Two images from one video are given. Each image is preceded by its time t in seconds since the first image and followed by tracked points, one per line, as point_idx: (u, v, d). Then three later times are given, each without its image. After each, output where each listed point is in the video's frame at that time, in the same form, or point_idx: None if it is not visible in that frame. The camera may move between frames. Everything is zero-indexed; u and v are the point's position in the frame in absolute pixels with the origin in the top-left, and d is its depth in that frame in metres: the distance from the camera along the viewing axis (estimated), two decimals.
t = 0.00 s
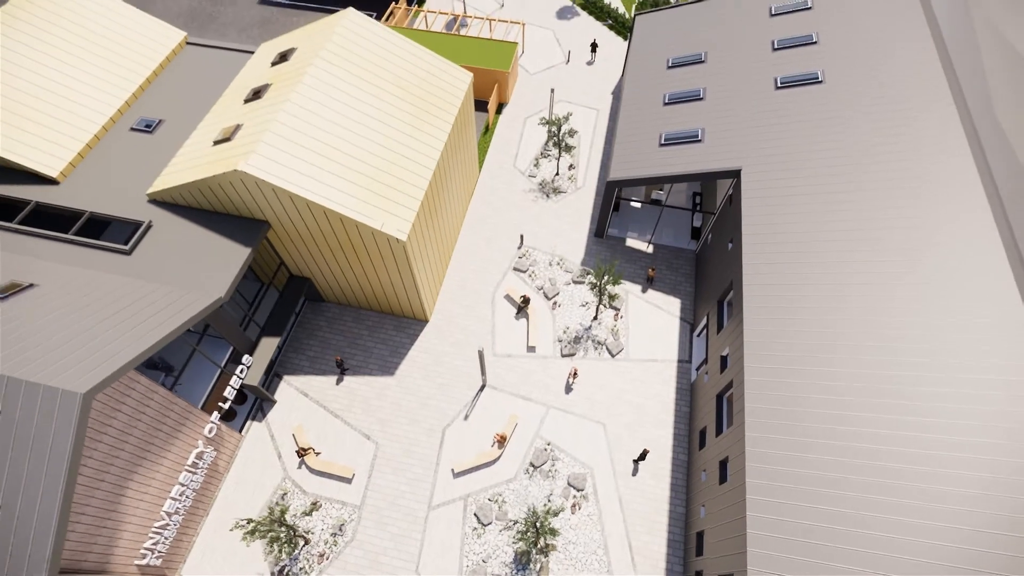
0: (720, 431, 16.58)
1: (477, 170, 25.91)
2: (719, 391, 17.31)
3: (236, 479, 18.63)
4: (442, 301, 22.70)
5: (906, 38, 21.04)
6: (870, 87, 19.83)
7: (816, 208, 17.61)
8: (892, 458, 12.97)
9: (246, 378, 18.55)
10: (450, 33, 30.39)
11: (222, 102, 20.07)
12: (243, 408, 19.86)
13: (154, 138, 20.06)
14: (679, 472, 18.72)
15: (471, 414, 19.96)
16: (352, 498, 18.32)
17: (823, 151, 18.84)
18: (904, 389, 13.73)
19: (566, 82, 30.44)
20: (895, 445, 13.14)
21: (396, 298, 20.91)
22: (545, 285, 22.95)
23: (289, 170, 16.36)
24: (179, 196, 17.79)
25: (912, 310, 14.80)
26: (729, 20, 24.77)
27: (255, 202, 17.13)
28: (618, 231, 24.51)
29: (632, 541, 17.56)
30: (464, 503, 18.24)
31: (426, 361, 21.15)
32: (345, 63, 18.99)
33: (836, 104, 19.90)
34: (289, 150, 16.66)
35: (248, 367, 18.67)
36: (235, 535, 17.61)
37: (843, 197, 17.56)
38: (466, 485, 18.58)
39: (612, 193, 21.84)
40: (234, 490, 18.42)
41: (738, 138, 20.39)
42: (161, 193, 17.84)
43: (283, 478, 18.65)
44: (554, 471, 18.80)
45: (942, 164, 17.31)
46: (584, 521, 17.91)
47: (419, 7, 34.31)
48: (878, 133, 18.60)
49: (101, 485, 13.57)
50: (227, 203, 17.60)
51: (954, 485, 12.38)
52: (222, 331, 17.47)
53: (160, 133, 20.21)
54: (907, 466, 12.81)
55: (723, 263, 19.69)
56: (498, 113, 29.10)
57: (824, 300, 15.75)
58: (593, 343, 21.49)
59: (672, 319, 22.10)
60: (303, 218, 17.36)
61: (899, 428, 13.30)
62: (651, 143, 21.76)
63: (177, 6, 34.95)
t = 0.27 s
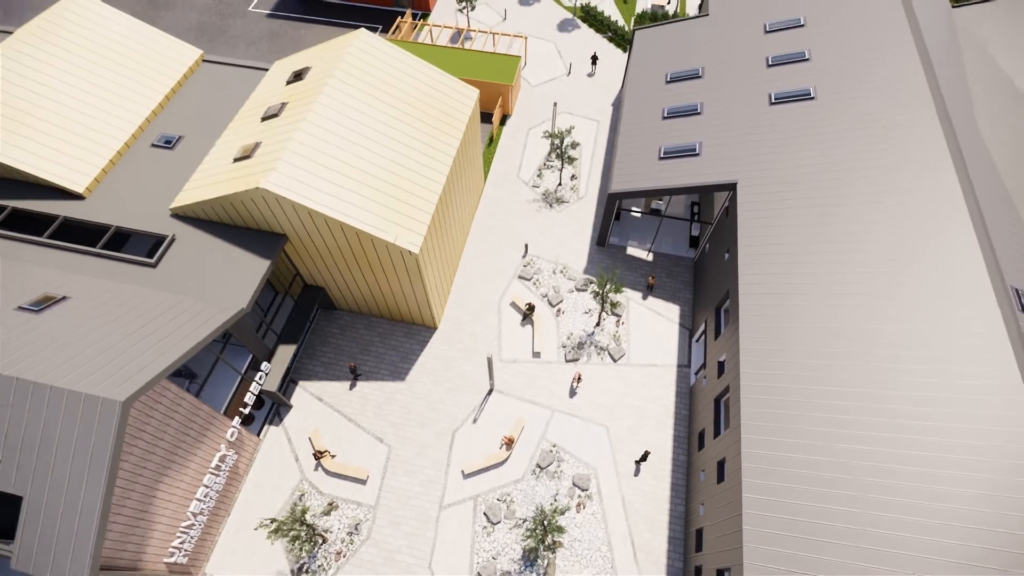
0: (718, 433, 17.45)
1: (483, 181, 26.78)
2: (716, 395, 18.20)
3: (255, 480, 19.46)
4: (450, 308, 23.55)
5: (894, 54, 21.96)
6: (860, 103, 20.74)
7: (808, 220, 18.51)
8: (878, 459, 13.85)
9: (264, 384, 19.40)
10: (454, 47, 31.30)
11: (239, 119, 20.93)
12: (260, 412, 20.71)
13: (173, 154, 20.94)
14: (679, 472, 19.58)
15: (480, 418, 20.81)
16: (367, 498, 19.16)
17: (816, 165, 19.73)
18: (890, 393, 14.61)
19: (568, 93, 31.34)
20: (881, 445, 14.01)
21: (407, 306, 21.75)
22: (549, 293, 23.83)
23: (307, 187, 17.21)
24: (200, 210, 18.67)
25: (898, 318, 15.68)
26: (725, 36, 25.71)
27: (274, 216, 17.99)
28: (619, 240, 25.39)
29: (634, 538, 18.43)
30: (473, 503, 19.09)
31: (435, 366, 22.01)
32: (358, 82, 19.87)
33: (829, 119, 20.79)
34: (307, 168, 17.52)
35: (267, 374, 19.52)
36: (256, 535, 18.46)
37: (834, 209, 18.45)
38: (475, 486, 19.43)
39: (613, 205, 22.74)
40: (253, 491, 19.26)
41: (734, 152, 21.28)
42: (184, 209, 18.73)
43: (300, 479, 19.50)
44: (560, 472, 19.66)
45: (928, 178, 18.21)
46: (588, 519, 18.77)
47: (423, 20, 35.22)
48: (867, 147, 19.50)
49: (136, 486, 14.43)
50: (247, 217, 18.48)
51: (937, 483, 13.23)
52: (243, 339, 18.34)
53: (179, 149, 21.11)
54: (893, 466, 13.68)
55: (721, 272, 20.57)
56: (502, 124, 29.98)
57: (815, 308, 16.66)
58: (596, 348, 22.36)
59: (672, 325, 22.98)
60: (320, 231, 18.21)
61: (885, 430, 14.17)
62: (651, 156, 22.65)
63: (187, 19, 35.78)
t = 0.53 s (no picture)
0: (717, 433, 18.34)
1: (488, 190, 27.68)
2: (715, 396, 19.09)
3: (274, 481, 20.30)
4: (459, 314, 24.41)
5: (884, 69, 22.90)
6: (851, 116, 21.67)
7: (801, 229, 19.43)
8: (867, 455, 14.73)
9: (282, 388, 20.24)
10: (459, 59, 32.22)
11: (256, 134, 21.80)
12: (278, 415, 21.58)
13: (192, 167, 21.79)
14: (680, 470, 20.46)
15: (488, 419, 21.68)
16: (381, 497, 20.01)
17: (809, 176, 20.63)
18: (879, 394, 15.51)
19: (569, 103, 32.26)
20: (870, 443, 14.90)
21: (417, 312, 22.62)
22: (554, 298, 24.71)
23: (325, 201, 18.09)
24: (221, 223, 19.52)
25: (887, 323, 16.59)
26: (721, 50, 26.69)
27: (292, 228, 18.87)
28: (620, 247, 26.28)
29: (638, 534, 19.30)
30: (484, 501, 19.95)
31: (445, 370, 22.87)
32: (370, 99, 20.78)
33: (821, 131, 21.72)
34: (325, 182, 18.41)
35: (285, 378, 20.36)
36: (276, 533, 19.28)
37: (826, 218, 19.36)
38: (485, 485, 20.28)
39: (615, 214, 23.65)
40: (272, 491, 20.09)
41: (731, 163, 22.20)
42: (205, 221, 19.59)
43: (318, 479, 20.34)
44: (566, 471, 20.52)
45: (915, 188, 19.12)
46: (594, 515, 19.64)
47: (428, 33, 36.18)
48: (858, 158, 20.42)
49: (168, 485, 15.27)
50: (266, 229, 19.35)
51: (922, 478, 14.12)
52: (263, 346, 19.20)
53: (198, 163, 21.95)
54: (882, 462, 14.56)
55: (719, 278, 21.48)
56: (506, 134, 30.87)
57: (808, 314, 17.59)
58: (599, 352, 23.25)
59: (672, 328, 23.88)
60: (336, 243, 19.09)
61: (874, 428, 15.07)
62: (651, 166, 23.56)
63: (197, 32, 36.66)
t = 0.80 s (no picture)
0: (717, 431, 19.22)
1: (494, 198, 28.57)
2: (715, 396, 19.99)
3: (292, 480, 21.12)
4: (467, 318, 25.26)
5: (874, 80, 23.88)
6: (843, 126, 22.62)
7: (796, 235, 20.36)
8: (858, 450, 15.65)
9: (300, 391, 21.06)
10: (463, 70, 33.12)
11: (272, 146, 22.66)
12: (294, 417, 22.42)
13: (210, 178, 22.62)
14: (682, 467, 21.34)
15: (497, 419, 22.53)
16: (395, 495, 20.84)
17: (803, 184, 21.56)
18: (870, 393, 16.41)
19: (571, 112, 33.18)
20: (861, 439, 15.83)
21: (428, 317, 23.48)
22: (558, 302, 25.59)
23: (342, 212, 18.96)
24: (241, 232, 20.36)
25: (876, 325, 17.52)
26: (718, 62, 27.66)
27: (310, 237, 19.72)
28: (622, 252, 27.18)
29: (642, 528, 20.16)
30: (494, 498, 20.79)
31: (454, 372, 23.72)
32: (382, 112, 21.71)
33: (814, 141, 22.65)
34: (341, 194, 19.29)
35: (302, 381, 21.17)
36: (295, 530, 20.10)
37: (819, 225, 20.28)
38: (495, 482, 21.12)
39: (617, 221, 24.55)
40: (291, 490, 20.90)
41: (728, 171, 23.13)
42: (225, 231, 20.43)
43: (334, 478, 21.17)
44: (572, 468, 21.38)
45: (904, 196, 20.06)
46: (600, 511, 20.49)
47: (432, 44, 37.10)
48: (849, 167, 21.35)
49: (198, 483, 16.11)
50: (284, 238, 20.20)
51: (909, 470, 15.04)
52: (282, 350, 20.04)
53: (216, 174, 22.79)
54: (872, 456, 15.47)
55: (718, 283, 22.39)
56: (510, 142, 31.76)
57: (802, 317, 18.51)
58: (603, 354, 24.13)
59: (673, 330, 24.77)
60: (352, 251, 19.95)
61: (865, 425, 15.99)
62: (651, 175, 24.47)
63: (206, 43, 37.51)
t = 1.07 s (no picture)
0: (718, 427, 20.11)
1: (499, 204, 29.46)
2: (715, 394, 20.90)
3: (309, 478, 21.93)
4: (475, 320, 26.12)
5: (865, 89, 24.87)
6: (836, 135, 23.59)
7: (791, 240, 21.28)
8: (851, 444, 16.56)
9: (316, 392, 21.87)
10: (467, 79, 34.03)
11: (287, 156, 23.49)
12: (310, 417, 23.24)
13: (228, 188, 23.43)
14: (684, 462, 22.23)
15: (506, 418, 23.38)
16: (409, 491, 21.67)
17: (798, 190, 22.48)
18: (862, 389, 17.34)
19: (573, 119, 34.10)
20: (854, 433, 16.74)
21: (438, 320, 24.32)
22: (563, 305, 26.48)
23: (358, 220, 19.81)
24: (259, 240, 21.18)
25: (868, 325, 18.45)
26: (715, 71, 28.64)
27: (326, 245, 20.56)
28: (624, 255, 28.10)
29: (647, 521, 21.03)
30: (504, 494, 21.63)
31: (464, 373, 24.56)
32: (393, 124, 22.61)
33: (809, 149, 23.58)
34: (357, 204, 20.15)
35: (318, 383, 21.99)
36: (313, 526, 20.90)
37: (814, 230, 21.21)
38: (505, 479, 21.96)
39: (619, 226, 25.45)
40: (308, 488, 21.71)
41: (726, 178, 24.05)
42: (244, 239, 21.25)
43: (350, 476, 21.99)
44: (579, 464, 22.24)
45: (894, 201, 21.00)
46: (606, 505, 21.36)
47: (436, 53, 38.02)
48: (842, 174, 22.28)
49: (226, 479, 16.93)
50: (301, 246, 21.03)
51: (899, 462, 15.95)
52: (300, 352, 20.87)
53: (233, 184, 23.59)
54: (864, 450, 16.37)
55: (717, 286, 23.29)
56: (514, 149, 32.64)
57: (798, 318, 19.42)
58: (607, 354, 25.02)
59: (674, 331, 25.67)
60: (366, 258, 20.80)
61: (857, 420, 16.91)
62: (652, 181, 25.37)
63: (215, 53, 38.33)
